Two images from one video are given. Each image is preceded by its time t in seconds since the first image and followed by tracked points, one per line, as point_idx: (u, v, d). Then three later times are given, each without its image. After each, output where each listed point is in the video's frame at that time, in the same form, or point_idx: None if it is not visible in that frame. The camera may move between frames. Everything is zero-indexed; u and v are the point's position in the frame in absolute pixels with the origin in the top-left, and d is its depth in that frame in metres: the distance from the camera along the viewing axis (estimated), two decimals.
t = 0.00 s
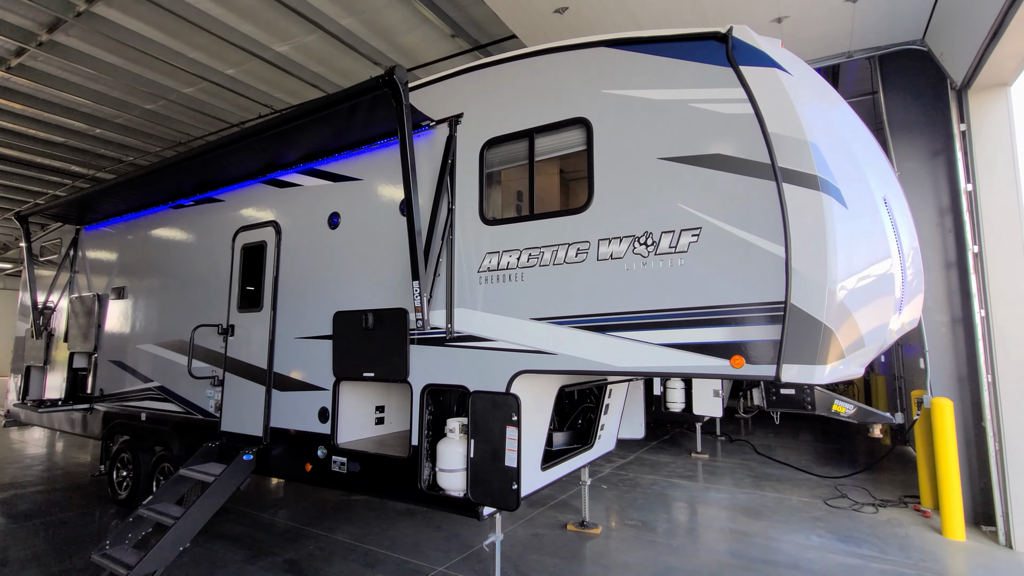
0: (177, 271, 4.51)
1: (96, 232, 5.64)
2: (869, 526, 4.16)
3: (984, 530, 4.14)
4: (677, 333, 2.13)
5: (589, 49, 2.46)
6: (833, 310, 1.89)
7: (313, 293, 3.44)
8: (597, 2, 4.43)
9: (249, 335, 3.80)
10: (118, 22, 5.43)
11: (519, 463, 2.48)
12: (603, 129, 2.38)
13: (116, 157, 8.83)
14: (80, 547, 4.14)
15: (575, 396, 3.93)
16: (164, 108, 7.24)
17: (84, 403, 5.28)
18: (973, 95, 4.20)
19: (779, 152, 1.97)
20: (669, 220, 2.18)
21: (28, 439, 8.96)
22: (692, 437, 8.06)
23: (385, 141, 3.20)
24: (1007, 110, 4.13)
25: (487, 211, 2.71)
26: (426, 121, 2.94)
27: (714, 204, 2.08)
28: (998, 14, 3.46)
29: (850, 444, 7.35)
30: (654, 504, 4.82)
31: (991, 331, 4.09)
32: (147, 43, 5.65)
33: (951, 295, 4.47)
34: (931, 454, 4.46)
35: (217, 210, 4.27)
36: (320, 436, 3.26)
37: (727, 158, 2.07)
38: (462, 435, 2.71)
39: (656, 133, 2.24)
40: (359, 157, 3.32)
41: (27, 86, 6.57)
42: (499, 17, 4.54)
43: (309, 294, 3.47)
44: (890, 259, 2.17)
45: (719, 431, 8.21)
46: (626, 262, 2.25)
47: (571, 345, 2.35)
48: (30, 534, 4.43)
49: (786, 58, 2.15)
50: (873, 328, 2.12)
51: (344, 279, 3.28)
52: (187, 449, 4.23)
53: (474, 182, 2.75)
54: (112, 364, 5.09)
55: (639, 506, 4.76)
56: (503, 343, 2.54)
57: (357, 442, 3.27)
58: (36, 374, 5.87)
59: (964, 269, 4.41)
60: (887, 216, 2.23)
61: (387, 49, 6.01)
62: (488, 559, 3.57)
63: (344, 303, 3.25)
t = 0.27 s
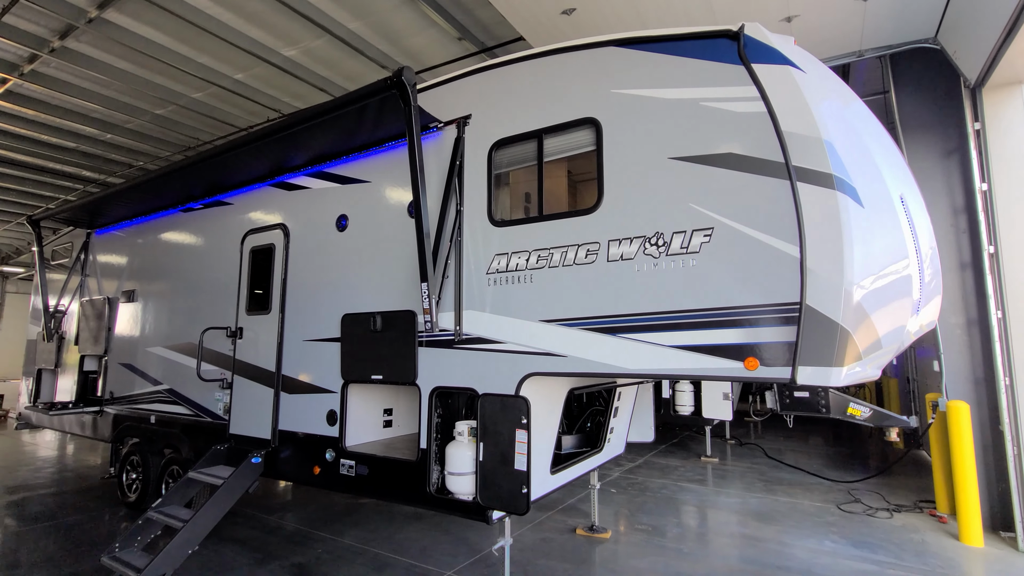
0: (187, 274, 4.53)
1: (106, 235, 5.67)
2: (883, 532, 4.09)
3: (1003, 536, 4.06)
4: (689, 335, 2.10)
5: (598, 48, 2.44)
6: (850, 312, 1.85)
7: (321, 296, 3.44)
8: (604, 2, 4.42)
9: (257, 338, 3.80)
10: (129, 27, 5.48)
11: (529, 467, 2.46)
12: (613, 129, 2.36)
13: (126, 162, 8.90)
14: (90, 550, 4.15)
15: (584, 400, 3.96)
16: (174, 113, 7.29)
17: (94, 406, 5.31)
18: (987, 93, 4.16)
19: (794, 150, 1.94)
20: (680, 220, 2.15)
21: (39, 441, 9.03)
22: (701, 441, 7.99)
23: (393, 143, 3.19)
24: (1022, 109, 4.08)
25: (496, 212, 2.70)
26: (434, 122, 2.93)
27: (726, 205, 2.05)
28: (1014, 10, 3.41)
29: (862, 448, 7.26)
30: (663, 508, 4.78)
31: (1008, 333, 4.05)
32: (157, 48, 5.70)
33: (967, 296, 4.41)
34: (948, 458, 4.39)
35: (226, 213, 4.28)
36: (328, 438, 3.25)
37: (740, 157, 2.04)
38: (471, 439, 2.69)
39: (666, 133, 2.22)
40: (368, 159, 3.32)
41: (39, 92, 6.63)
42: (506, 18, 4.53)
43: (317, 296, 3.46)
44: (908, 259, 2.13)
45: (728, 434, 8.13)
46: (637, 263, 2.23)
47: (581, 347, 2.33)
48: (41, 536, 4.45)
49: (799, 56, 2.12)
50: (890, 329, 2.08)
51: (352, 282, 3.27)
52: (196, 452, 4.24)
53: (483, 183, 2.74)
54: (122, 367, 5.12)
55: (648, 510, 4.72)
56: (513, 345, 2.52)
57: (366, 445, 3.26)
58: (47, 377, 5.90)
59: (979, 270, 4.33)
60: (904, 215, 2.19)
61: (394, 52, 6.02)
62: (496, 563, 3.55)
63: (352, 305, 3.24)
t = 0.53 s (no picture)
0: (195, 277, 4.54)
1: (116, 239, 5.71)
2: (897, 537, 4.03)
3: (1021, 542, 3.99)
4: (700, 337, 2.07)
5: (607, 49, 2.42)
6: (866, 313, 1.82)
7: (329, 298, 3.44)
8: (611, 4, 4.41)
9: (265, 341, 3.81)
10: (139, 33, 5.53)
11: (538, 470, 2.43)
12: (622, 130, 2.34)
13: (136, 166, 8.97)
14: (99, 552, 4.16)
15: (592, 403, 3.91)
16: (183, 118, 7.34)
17: (104, 408, 5.33)
18: (1001, 92, 4.22)
19: (806, 149, 1.91)
20: (691, 220, 2.13)
21: (50, 444, 9.09)
22: (710, 444, 7.93)
23: (401, 145, 3.19)
24: None
25: (504, 214, 2.68)
26: (442, 124, 2.93)
27: (737, 205, 2.03)
28: None
29: (874, 452, 7.17)
30: (673, 512, 4.73)
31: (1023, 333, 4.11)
32: (167, 53, 5.74)
33: (981, 297, 4.34)
34: (963, 462, 4.33)
35: (234, 216, 4.30)
36: (336, 441, 3.24)
37: (751, 156, 2.02)
38: (480, 442, 2.67)
39: (675, 133, 2.20)
40: (375, 162, 3.32)
41: (51, 98, 6.70)
42: (512, 21, 4.53)
43: (324, 299, 3.46)
44: (924, 259, 2.10)
45: (738, 437, 8.06)
46: (647, 264, 2.21)
47: (590, 349, 2.31)
48: (51, 538, 4.47)
49: (812, 54, 2.09)
50: (906, 331, 2.05)
51: (360, 284, 3.26)
52: (204, 455, 4.25)
53: (491, 184, 2.73)
54: (131, 370, 5.14)
55: (657, 514, 4.68)
56: (521, 347, 2.50)
57: (374, 448, 3.25)
58: (57, 380, 5.94)
59: (994, 271, 4.26)
60: (920, 214, 2.16)
61: (401, 55, 6.03)
62: (505, 567, 3.52)
63: (360, 308, 3.24)
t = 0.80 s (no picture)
0: (204, 281, 4.57)
1: (126, 243, 5.75)
2: (911, 544, 3.97)
3: None
4: (710, 341, 2.05)
5: (614, 52, 2.42)
6: (879, 316, 1.80)
7: (336, 302, 3.44)
8: (618, 6, 4.40)
9: (273, 345, 3.82)
10: (149, 39, 5.58)
11: (547, 475, 2.41)
12: (629, 133, 2.33)
13: (146, 171, 9.04)
14: (108, 556, 4.18)
15: (599, 407, 3.89)
16: (192, 123, 7.40)
17: (113, 412, 5.37)
18: (1012, 92, 4.15)
19: (817, 151, 1.90)
20: (699, 224, 2.11)
21: (61, 447, 9.15)
22: (718, 448, 7.87)
23: (408, 149, 3.20)
24: None
25: (511, 217, 2.68)
26: (449, 128, 2.93)
27: (747, 207, 2.02)
28: None
29: (885, 457, 7.09)
30: (681, 517, 4.69)
31: None
32: (176, 59, 5.79)
33: (994, 300, 4.32)
34: (977, 467, 4.27)
35: (242, 220, 4.32)
36: (343, 445, 3.24)
37: (760, 159, 2.00)
38: (487, 446, 2.66)
39: (684, 136, 2.19)
40: (382, 166, 3.33)
41: (62, 104, 6.77)
42: (518, 24, 4.53)
43: (332, 303, 3.47)
44: (937, 261, 2.07)
45: (746, 441, 8.00)
46: (655, 267, 2.20)
47: (599, 353, 2.30)
48: (61, 541, 4.49)
49: (822, 55, 2.08)
50: (920, 335, 2.02)
51: (367, 288, 3.27)
52: (212, 458, 4.26)
53: (498, 188, 2.72)
54: (141, 373, 5.17)
55: (666, 519, 4.64)
56: (529, 351, 2.49)
57: (381, 452, 3.24)
58: (67, 383, 5.99)
59: (1006, 273, 4.23)
60: (933, 216, 2.14)
61: (407, 60, 6.05)
62: (512, 573, 3.50)
63: (367, 311, 3.24)
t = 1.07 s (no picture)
0: (210, 285, 4.57)
1: (133, 248, 5.78)
2: (926, 551, 3.90)
3: None
4: (720, 344, 2.02)
5: (621, 52, 2.40)
6: (894, 318, 1.76)
7: (342, 305, 3.43)
8: (623, 8, 4.39)
9: (278, 349, 3.81)
10: (158, 45, 5.62)
11: (554, 480, 2.38)
12: (636, 134, 2.31)
13: (154, 176, 9.10)
14: (114, 560, 4.17)
15: (607, 411, 3.88)
16: (200, 129, 7.43)
17: (120, 416, 5.38)
18: None
19: (829, 150, 1.87)
20: (708, 224, 2.08)
21: (69, 451, 9.18)
22: (727, 453, 7.79)
23: (414, 151, 3.19)
24: None
25: (518, 219, 2.65)
26: (454, 130, 2.91)
27: (757, 208, 1.98)
28: None
29: (896, 462, 7.00)
30: (690, 523, 4.64)
31: None
32: (184, 65, 5.83)
33: (1009, 302, 4.54)
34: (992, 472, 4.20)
35: (248, 224, 4.32)
36: (349, 449, 3.21)
37: (770, 158, 1.97)
38: (493, 451, 2.63)
39: (691, 136, 2.16)
40: (388, 168, 3.32)
41: (72, 110, 6.82)
42: (524, 27, 4.52)
43: (337, 306, 3.46)
44: (953, 262, 2.03)
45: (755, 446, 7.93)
46: (664, 269, 2.16)
47: (606, 357, 2.26)
48: (67, 545, 4.49)
49: (832, 53, 2.05)
50: (936, 337, 1.98)
51: (373, 291, 3.25)
52: (218, 462, 4.25)
53: (504, 190, 2.70)
54: (147, 377, 5.18)
55: (675, 526, 4.58)
56: (535, 354, 2.46)
57: (386, 456, 3.22)
58: (75, 388, 6.01)
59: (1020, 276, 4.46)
60: (948, 215, 2.10)
61: (413, 64, 6.07)
62: None
63: (372, 315, 3.22)
